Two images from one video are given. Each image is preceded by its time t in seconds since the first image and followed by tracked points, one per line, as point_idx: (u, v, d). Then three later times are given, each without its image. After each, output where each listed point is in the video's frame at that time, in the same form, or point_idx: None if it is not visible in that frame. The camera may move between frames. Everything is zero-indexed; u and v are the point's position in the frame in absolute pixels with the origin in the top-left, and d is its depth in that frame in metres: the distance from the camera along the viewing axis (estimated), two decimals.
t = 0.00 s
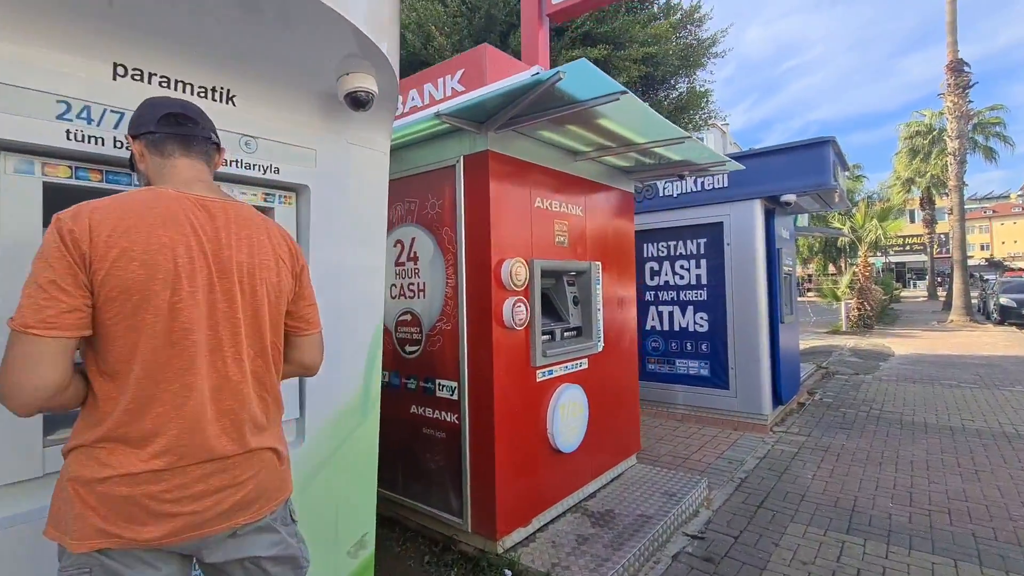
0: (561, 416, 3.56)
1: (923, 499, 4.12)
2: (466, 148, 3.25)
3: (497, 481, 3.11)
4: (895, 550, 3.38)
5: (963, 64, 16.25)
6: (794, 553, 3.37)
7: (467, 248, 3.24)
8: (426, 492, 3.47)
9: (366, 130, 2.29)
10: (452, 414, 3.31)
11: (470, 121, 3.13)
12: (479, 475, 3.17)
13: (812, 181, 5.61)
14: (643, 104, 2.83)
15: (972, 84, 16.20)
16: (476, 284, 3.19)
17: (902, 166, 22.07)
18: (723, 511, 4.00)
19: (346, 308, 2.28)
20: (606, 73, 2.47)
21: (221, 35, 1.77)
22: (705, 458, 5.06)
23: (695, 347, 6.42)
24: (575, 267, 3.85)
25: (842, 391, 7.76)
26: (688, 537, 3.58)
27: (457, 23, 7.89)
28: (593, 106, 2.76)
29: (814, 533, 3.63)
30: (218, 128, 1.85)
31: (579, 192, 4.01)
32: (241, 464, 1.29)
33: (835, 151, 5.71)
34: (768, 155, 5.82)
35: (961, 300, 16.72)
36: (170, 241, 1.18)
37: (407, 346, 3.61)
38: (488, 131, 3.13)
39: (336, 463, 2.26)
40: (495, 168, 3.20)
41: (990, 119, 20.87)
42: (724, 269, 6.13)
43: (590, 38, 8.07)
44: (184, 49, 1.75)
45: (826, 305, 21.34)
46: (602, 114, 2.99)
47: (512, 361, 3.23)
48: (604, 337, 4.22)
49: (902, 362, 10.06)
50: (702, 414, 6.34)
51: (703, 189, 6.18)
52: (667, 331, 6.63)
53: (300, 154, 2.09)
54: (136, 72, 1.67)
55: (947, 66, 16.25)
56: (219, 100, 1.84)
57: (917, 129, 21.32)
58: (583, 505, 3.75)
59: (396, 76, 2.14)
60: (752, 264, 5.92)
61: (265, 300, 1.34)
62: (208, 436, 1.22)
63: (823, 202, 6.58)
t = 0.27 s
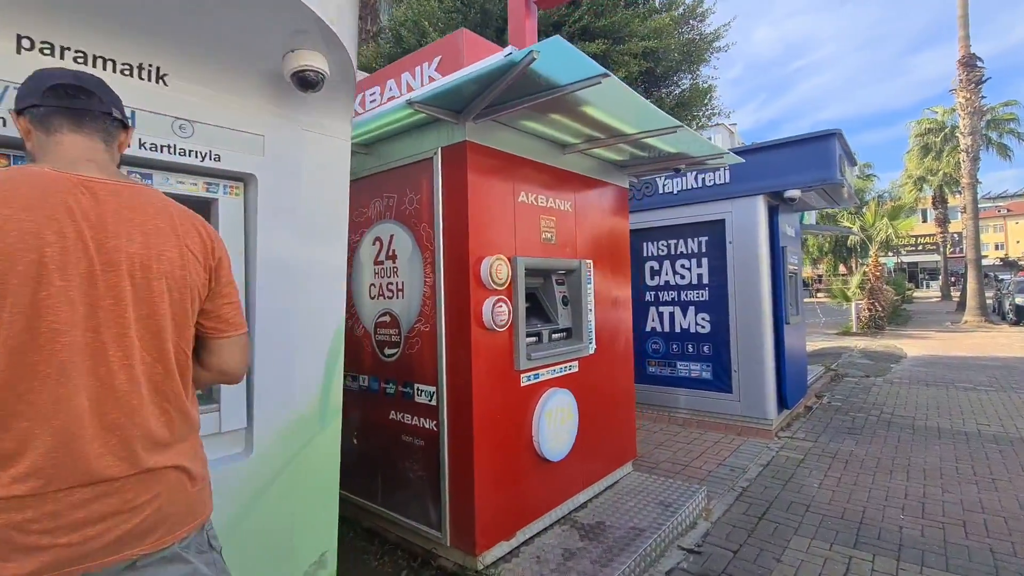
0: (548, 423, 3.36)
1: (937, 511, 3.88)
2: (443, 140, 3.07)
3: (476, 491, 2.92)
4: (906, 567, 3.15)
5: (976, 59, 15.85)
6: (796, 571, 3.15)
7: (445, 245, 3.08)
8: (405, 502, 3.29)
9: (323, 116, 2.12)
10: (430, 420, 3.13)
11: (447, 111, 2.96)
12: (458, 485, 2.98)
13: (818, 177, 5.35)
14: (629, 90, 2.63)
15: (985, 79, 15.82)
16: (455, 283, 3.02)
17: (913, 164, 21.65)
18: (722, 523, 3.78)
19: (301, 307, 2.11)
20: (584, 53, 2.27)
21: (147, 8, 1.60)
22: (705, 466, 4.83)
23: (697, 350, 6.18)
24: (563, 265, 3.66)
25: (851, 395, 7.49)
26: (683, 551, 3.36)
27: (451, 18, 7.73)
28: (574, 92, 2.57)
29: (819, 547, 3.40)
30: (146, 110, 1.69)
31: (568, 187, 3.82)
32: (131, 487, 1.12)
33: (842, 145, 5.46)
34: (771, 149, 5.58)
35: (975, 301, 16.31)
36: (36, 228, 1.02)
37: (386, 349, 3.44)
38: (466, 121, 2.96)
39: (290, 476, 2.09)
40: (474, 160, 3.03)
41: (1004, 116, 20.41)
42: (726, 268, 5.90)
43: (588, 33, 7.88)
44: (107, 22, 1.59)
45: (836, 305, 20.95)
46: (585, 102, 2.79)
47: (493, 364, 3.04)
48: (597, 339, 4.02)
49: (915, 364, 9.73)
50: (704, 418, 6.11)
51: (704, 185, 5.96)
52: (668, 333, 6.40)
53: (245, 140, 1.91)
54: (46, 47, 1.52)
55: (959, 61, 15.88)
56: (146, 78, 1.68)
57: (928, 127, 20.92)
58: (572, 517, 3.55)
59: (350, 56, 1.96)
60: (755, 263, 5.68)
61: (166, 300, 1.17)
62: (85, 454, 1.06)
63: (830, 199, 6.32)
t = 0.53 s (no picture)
0: (529, 439, 3.17)
1: (948, 533, 3.63)
2: (416, 139, 2.91)
3: (448, 514, 2.74)
4: None
5: (988, 60, 15.49)
6: None
7: (418, 251, 2.90)
8: (378, 523, 3.10)
9: (269, 111, 1.98)
10: (402, 436, 2.95)
11: (421, 109, 2.80)
12: (430, 507, 2.80)
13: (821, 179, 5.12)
14: (609, 84, 2.44)
15: (997, 80, 15.45)
16: (428, 291, 2.84)
17: (924, 167, 21.25)
18: (718, 546, 3.55)
19: (245, 317, 1.94)
20: (555, 43, 2.09)
21: None
22: (703, 482, 4.60)
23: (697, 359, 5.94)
24: (548, 272, 3.47)
25: (859, 405, 7.21)
26: None
27: (446, 19, 7.59)
28: (549, 86, 2.39)
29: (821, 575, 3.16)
30: (56, 103, 1.53)
31: (553, 189, 3.64)
32: None
33: (847, 145, 5.23)
34: (772, 151, 5.36)
35: (989, 307, 15.90)
36: None
37: (359, 360, 3.27)
38: (440, 119, 2.80)
39: (234, 502, 1.92)
40: (448, 160, 2.86)
41: (1017, 118, 19.99)
42: (726, 274, 5.67)
43: (586, 33, 7.71)
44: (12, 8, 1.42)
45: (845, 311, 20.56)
46: (563, 97, 2.61)
47: (469, 377, 2.86)
48: (585, 348, 3.82)
49: (927, 373, 9.40)
50: (704, 430, 5.87)
51: (703, 188, 5.73)
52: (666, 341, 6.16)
53: (177, 137, 1.76)
54: None
55: (970, 62, 15.54)
56: (57, 69, 1.53)
57: (939, 129, 20.53)
58: (557, 538, 3.35)
59: (292, 45, 1.81)
60: (757, 268, 5.45)
61: (23, 317, 1.04)
62: None
63: (835, 202, 6.08)
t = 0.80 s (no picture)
0: (513, 454, 3.01)
1: (958, 554, 3.44)
2: (391, 139, 2.78)
3: (423, 535, 2.58)
4: None
5: (996, 61, 15.21)
6: None
7: (393, 256, 2.76)
8: (353, 542, 2.95)
9: (218, 109, 1.86)
10: (377, 452, 2.80)
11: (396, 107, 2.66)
12: (404, 527, 2.64)
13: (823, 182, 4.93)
14: (591, 81, 2.29)
15: (1006, 81, 15.16)
16: (403, 299, 2.70)
17: (932, 170, 20.94)
18: (715, 567, 3.36)
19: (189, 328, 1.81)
20: (528, 34, 1.94)
21: None
22: (702, 497, 4.42)
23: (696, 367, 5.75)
24: (534, 278, 3.32)
25: (865, 414, 6.98)
26: None
27: (441, 20, 7.47)
28: (526, 81, 2.24)
29: None
30: None
31: (540, 192, 3.48)
32: None
33: (851, 147, 5.04)
34: (773, 152, 5.17)
35: (999, 312, 15.58)
36: None
37: (336, 371, 3.13)
38: (416, 118, 2.65)
39: (178, 526, 1.77)
40: (424, 161, 2.72)
41: None
42: (727, 279, 5.48)
43: (584, 34, 7.56)
44: None
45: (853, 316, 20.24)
46: (544, 95, 2.46)
47: (446, 390, 2.71)
48: (575, 357, 3.65)
49: (936, 380, 9.14)
50: (704, 440, 5.68)
51: (702, 191, 5.54)
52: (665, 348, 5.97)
53: (110, 133, 1.64)
54: None
55: (978, 63, 15.27)
56: None
57: (947, 132, 20.24)
58: (543, 558, 3.18)
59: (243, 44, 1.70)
60: (758, 274, 5.25)
61: None
62: None
63: (839, 205, 5.88)
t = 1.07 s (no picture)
0: (492, 485, 2.80)
1: None
2: (366, 150, 2.65)
3: None
4: None
5: (998, 82, 15.18)
6: None
7: (365, 273, 2.60)
8: None
9: (163, 112, 1.73)
10: (345, 482, 2.61)
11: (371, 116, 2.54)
12: (370, 566, 2.44)
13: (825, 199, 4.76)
14: (572, 87, 2.15)
15: (1009, 102, 15.08)
16: (374, 318, 2.53)
17: (936, 191, 20.80)
18: None
19: (124, 347, 1.65)
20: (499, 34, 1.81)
21: None
22: (701, 530, 4.16)
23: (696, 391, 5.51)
24: (519, 297, 3.15)
25: (874, 441, 6.69)
26: None
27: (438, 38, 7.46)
28: (502, 87, 2.10)
29: None
30: None
31: (527, 207, 3.33)
32: None
33: (853, 164, 4.89)
34: (772, 169, 5.03)
35: (1009, 335, 15.26)
36: None
37: (307, 394, 2.95)
38: (392, 127, 2.53)
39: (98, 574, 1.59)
40: (399, 173, 2.58)
41: None
42: (726, 300, 5.27)
43: (580, 52, 7.58)
44: None
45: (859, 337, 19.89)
46: (523, 103, 2.32)
47: (419, 416, 2.52)
48: (563, 381, 3.45)
49: (947, 405, 8.83)
50: (704, 468, 5.42)
51: (700, 210, 5.37)
52: (663, 371, 5.75)
53: (32, 136, 1.50)
54: None
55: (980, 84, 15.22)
56: None
57: (950, 152, 20.16)
58: None
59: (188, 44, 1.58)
60: (759, 294, 5.05)
61: None
62: None
63: (842, 224, 5.71)
